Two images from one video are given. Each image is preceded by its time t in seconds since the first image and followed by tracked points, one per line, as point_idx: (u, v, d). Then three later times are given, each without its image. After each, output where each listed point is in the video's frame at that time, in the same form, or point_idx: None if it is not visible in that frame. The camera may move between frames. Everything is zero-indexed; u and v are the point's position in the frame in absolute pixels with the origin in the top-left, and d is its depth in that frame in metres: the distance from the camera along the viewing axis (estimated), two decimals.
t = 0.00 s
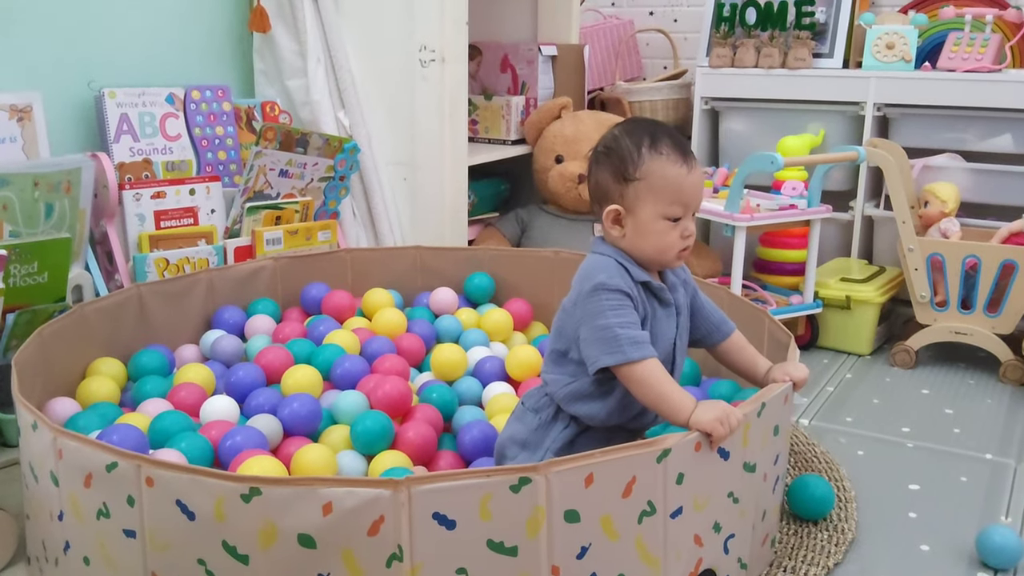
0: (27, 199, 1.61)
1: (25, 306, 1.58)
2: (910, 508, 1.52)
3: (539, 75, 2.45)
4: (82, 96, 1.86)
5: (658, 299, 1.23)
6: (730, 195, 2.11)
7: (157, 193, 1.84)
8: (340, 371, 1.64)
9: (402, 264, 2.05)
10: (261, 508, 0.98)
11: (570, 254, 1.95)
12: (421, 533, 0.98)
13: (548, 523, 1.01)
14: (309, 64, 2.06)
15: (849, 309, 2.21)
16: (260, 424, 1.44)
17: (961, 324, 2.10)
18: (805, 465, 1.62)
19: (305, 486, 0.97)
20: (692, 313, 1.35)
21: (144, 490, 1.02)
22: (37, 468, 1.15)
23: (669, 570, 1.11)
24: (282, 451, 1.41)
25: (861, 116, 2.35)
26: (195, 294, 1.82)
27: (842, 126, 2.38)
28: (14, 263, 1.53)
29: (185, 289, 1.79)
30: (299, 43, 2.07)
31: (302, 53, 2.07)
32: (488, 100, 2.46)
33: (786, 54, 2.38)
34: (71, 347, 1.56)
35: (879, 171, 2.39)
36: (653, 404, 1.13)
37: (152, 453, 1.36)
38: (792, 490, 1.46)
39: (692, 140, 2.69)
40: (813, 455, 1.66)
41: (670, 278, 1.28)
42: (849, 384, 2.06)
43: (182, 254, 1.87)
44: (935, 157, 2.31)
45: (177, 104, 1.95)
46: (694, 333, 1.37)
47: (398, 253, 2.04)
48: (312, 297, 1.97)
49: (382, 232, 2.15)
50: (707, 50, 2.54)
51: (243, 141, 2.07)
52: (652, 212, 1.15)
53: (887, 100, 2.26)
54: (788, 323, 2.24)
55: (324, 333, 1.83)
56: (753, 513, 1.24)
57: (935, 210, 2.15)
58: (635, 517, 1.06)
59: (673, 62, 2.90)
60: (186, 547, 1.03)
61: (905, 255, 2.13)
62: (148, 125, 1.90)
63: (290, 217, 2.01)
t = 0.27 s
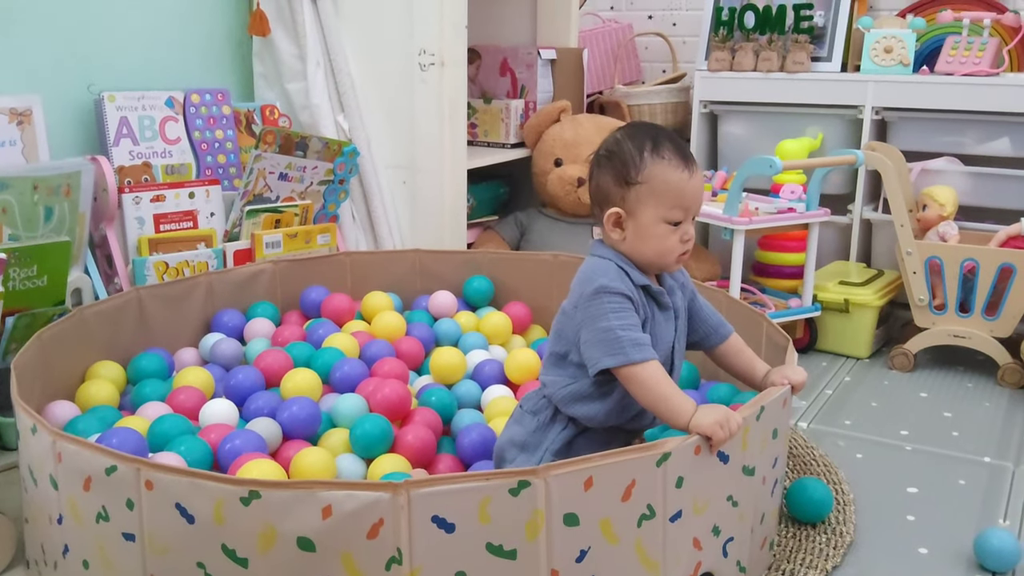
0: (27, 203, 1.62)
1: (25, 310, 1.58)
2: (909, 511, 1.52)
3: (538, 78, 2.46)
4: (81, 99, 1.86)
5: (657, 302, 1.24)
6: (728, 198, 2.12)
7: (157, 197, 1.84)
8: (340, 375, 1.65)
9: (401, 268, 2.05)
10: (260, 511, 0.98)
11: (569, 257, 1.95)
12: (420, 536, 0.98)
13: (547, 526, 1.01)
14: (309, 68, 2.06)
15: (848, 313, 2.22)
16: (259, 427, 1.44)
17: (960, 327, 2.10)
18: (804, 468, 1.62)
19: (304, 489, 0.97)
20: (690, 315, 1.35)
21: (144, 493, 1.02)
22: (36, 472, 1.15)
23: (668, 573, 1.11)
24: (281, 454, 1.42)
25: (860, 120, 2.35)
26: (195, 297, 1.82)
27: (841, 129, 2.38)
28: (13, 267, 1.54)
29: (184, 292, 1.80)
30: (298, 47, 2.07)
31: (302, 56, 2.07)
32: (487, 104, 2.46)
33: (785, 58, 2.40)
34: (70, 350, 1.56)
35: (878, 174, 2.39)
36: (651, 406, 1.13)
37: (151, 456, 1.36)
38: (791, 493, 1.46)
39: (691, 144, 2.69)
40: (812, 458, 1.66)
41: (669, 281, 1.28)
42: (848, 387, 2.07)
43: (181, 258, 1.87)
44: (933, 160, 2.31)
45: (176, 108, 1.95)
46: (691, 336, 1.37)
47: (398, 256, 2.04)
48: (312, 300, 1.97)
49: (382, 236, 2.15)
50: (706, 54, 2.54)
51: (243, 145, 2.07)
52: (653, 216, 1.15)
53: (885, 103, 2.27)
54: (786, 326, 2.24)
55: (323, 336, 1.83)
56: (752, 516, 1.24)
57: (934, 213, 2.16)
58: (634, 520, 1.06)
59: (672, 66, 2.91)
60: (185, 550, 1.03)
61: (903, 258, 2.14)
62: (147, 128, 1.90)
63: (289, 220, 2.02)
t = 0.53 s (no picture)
0: (26, 205, 1.62)
1: (23, 312, 1.58)
2: (908, 513, 1.52)
3: (537, 81, 2.46)
4: (80, 102, 1.86)
5: (655, 305, 1.24)
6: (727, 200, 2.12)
7: (156, 199, 1.84)
8: (338, 377, 1.65)
9: (400, 270, 2.05)
10: (259, 513, 0.98)
11: (568, 260, 1.96)
12: (419, 538, 0.98)
13: (546, 528, 1.01)
14: (308, 71, 2.06)
15: (846, 315, 2.22)
16: (258, 429, 1.44)
17: (958, 330, 2.10)
18: (803, 470, 1.63)
19: (303, 491, 0.97)
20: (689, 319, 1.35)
21: (142, 495, 1.02)
22: (35, 474, 1.15)
23: None
24: (280, 456, 1.41)
25: (859, 122, 2.36)
26: (194, 299, 1.82)
27: (839, 132, 2.39)
28: (13, 269, 1.54)
29: (183, 295, 1.80)
30: (297, 49, 2.07)
31: (301, 59, 2.08)
32: (486, 106, 2.47)
33: (783, 61, 2.40)
34: (69, 353, 1.56)
35: (876, 177, 2.40)
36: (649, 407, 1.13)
37: (150, 459, 1.36)
38: (790, 496, 1.46)
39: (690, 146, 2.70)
40: (811, 460, 1.66)
41: (667, 284, 1.28)
42: (847, 389, 2.07)
43: (180, 260, 1.87)
44: (932, 163, 2.32)
45: (175, 110, 1.95)
46: (689, 338, 1.37)
47: (397, 259, 2.04)
48: (310, 303, 1.97)
49: (381, 238, 2.15)
50: (704, 56, 2.55)
51: (242, 147, 2.07)
52: (653, 222, 1.16)
53: (883, 106, 2.27)
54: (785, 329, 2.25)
55: (321, 338, 1.84)
56: (751, 518, 1.24)
57: (932, 216, 2.16)
58: (632, 523, 1.06)
59: (671, 69, 2.91)
60: (183, 552, 1.03)
61: (902, 261, 2.14)
62: (146, 130, 1.90)
63: (288, 222, 2.02)
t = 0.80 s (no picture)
0: (26, 208, 1.62)
1: (23, 314, 1.58)
2: (907, 516, 1.52)
3: (537, 84, 2.46)
4: (80, 104, 1.86)
5: (656, 309, 1.24)
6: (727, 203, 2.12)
7: (155, 202, 1.84)
8: (338, 380, 1.65)
9: (400, 272, 2.05)
10: (259, 515, 0.98)
11: (568, 262, 1.96)
12: (419, 540, 0.98)
13: (545, 530, 1.01)
14: (308, 73, 2.06)
15: (846, 318, 2.22)
16: (258, 432, 1.44)
17: (957, 332, 2.11)
18: (802, 473, 1.63)
19: (303, 493, 0.97)
20: (692, 322, 1.35)
21: (142, 498, 1.02)
22: (34, 477, 1.15)
23: None
24: (280, 458, 1.42)
25: (858, 125, 2.36)
26: (194, 302, 1.83)
27: (839, 135, 2.39)
28: (13, 271, 1.54)
29: (182, 297, 1.80)
30: (297, 52, 2.07)
31: (301, 62, 2.08)
32: (485, 109, 2.47)
33: (782, 64, 2.40)
34: (68, 355, 1.56)
35: (875, 180, 2.40)
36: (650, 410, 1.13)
37: (149, 461, 1.36)
38: (789, 498, 1.46)
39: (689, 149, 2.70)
40: (811, 463, 1.66)
41: (668, 288, 1.28)
42: (847, 392, 2.07)
43: (180, 263, 1.87)
44: (931, 166, 2.32)
45: (175, 113, 1.96)
46: (690, 341, 1.37)
47: (396, 261, 2.04)
48: (310, 305, 1.97)
49: (381, 241, 2.15)
50: (704, 59, 2.55)
51: (242, 150, 2.07)
52: (653, 225, 1.16)
53: (883, 109, 2.27)
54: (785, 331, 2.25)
55: (321, 341, 1.84)
56: (751, 521, 1.24)
57: (932, 219, 2.16)
58: (632, 525, 1.06)
59: (670, 71, 2.92)
60: (183, 555, 1.03)
61: (901, 264, 2.14)
62: (146, 133, 1.90)
63: (288, 225, 2.01)
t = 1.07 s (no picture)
0: (26, 209, 1.62)
1: (23, 316, 1.58)
2: (907, 518, 1.52)
3: (536, 86, 2.46)
4: (80, 106, 1.86)
5: (657, 314, 1.24)
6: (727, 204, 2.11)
7: (155, 203, 1.84)
8: (338, 381, 1.64)
9: (399, 274, 2.05)
10: (259, 517, 0.98)
11: (567, 264, 1.96)
12: (419, 542, 0.98)
13: (546, 533, 1.01)
14: (308, 74, 2.06)
15: (846, 319, 2.22)
16: (257, 434, 1.44)
17: (957, 334, 2.11)
18: (802, 475, 1.62)
19: (303, 495, 0.97)
20: (693, 325, 1.36)
21: (142, 499, 1.02)
22: (34, 478, 1.15)
23: None
24: (280, 460, 1.41)
25: (858, 127, 2.36)
26: (193, 303, 1.83)
27: (838, 136, 2.39)
28: (12, 273, 1.54)
29: (182, 299, 1.80)
30: (297, 54, 2.07)
31: (300, 64, 2.08)
32: (485, 111, 2.47)
33: (782, 66, 2.40)
34: (68, 357, 1.56)
35: (875, 181, 2.40)
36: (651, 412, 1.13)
37: (149, 463, 1.35)
38: (789, 500, 1.46)
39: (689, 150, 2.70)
40: (811, 465, 1.66)
41: (669, 291, 1.29)
42: (847, 394, 2.07)
43: (180, 264, 1.87)
44: (931, 167, 2.32)
45: (175, 114, 1.96)
46: (692, 343, 1.38)
47: (396, 263, 2.04)
48: (310, 307, 1.97)
49: (381, 243, 2.15)
50: (704, 61, 2.55)
51: (242, 151, 2.07)
52: (653, 233, 1.16)
53: (883, 111, 2.27)
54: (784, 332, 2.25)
55: (320, 343, 1.84)
56: (752, 524, 1.24)
57: (931, 220, 2.16)
58: (634, 528, 1.06)
59: (670, 73, 2.92)
60: (183, 556, 1.03)
61: (901, 266, 2.14)
62: (146, 135, 1.90)
63: (287, 226, 2.01)
